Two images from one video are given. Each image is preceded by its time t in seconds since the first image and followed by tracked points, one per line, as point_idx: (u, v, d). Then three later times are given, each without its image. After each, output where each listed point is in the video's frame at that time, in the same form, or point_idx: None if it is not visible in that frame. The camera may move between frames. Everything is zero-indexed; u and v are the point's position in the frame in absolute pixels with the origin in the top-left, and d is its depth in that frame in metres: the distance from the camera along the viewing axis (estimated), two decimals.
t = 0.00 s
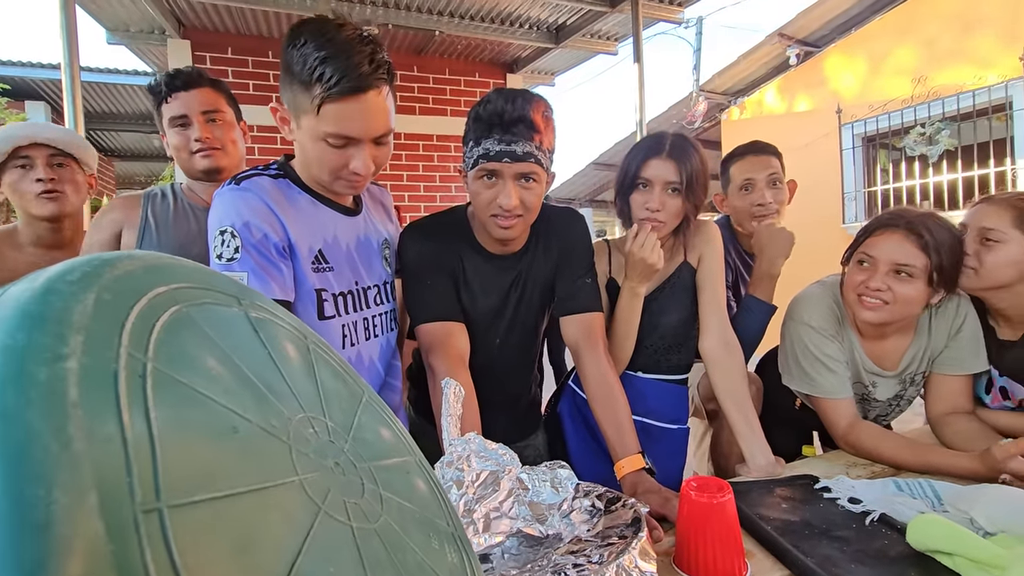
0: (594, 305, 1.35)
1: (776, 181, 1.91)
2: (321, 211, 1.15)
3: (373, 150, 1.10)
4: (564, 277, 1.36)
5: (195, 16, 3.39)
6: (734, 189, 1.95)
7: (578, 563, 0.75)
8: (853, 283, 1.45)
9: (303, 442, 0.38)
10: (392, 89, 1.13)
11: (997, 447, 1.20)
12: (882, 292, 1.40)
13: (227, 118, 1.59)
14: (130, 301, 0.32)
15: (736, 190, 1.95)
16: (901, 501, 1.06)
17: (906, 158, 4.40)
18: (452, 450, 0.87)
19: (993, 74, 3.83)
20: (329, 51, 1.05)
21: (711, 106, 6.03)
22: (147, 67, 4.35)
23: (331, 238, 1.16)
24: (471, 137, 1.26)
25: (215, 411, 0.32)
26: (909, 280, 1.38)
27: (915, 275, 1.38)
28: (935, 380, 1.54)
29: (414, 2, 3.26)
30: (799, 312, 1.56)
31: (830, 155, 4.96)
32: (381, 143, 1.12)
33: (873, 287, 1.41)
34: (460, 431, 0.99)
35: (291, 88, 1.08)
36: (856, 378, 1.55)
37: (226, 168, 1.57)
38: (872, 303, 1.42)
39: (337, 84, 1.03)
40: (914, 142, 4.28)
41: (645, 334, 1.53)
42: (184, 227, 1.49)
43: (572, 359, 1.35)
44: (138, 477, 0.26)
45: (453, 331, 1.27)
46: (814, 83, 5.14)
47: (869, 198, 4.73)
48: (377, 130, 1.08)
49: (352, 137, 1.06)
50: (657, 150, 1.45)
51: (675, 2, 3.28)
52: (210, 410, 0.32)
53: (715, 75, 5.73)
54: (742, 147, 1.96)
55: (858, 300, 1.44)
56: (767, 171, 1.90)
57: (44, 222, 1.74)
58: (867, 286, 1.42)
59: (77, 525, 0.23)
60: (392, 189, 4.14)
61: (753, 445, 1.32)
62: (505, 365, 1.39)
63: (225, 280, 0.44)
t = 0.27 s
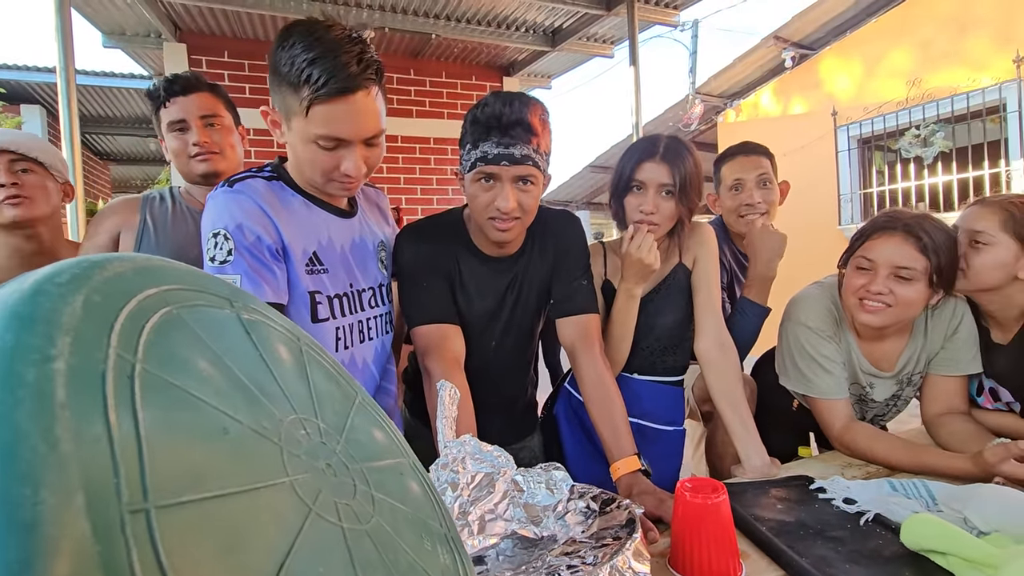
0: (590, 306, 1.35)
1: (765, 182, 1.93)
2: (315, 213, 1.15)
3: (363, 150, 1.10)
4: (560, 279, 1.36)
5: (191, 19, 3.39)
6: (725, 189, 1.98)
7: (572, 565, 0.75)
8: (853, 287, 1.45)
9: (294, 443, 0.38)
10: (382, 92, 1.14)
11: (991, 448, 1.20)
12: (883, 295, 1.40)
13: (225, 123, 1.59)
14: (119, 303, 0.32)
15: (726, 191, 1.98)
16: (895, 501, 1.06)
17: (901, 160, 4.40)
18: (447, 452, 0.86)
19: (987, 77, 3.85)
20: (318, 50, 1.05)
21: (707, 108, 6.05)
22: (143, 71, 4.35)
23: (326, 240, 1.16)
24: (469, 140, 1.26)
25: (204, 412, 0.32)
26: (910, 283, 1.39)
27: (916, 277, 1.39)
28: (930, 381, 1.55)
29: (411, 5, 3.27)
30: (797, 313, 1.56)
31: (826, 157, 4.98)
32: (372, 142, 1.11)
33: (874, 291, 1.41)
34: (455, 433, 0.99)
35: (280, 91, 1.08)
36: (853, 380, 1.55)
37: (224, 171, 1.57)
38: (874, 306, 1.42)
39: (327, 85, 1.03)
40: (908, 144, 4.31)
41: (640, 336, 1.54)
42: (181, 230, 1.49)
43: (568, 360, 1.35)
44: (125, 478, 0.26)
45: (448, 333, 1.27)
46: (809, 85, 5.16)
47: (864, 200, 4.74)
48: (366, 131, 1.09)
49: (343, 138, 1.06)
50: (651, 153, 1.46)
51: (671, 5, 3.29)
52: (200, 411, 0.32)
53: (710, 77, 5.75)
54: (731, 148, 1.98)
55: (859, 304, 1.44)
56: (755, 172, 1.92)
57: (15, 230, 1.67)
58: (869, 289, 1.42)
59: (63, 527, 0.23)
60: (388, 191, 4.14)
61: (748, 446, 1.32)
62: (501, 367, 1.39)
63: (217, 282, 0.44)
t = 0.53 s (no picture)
0: (589, 309, 1.35)
1: (760, 186, 1.93)
2: (316, 216, 1.16)
3: (352, 135, 1.10)
4: (559, 282, 1.37)
5: (190, 23, 3.40)
6: (719, 193, 1.99)
7: (569, 567, 0.75)
8: (857, 294, 1.44)
9: (290, 447, 0.38)
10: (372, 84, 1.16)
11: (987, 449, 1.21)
12: (892, 299, 1.41)
13: (227, 128, 1.60)
14: (118, 309, 0.33)
15: (720, 194, 1.99)
16: (892, 503, 1.06)
17: (898, 161, 4.42)
18: (445, 455, 0.87)
19: (983, 79, 3.86)
20: (304, 40, 1.10)
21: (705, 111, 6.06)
22: (143, 75, 4.36)
23: (326, 243, 1.16)
24: (473, 145, 1.26)
25: (202, 416, 0.32)
26: (915, 284, 1.40)
27: (919, 277, 1.40)
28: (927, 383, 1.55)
29: (409, 9, 3.28)
30: (792, 315, 1.56)
31: (824, 159, 4.99)
32: (362, 130, 1.12)
33: (880, 296, 1.41)
34: (453, 436, 1.00)
35: (272, 88, 1.12)
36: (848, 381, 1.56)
37: (226, 175, 1.58)
38: (883, 311, 1.42)
39: (309, 68, 1.07)
40: (906, 146, 4.32)
41: (638, 339, 1.54)
42: (183, 234, 1.49)
43: (566, 363, 1.35)
44: (123, 482, 0.27)
45: (448, 336, 1.28)
46: (807, 87, 5.18)
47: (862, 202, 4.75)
48: (354, 114, 1.10)
49: (329, 120, 1.08)
50: (646, 158, 1.46)
51: (669, 8, 3.30)
52: (197, 415, 0.32)
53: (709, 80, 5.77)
54: (727, 151, 1.98)
55: (870, 313, 1.43)
56: (749, 175, 1.93)
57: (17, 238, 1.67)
58: (877, 295, 1.41)
59: (62, 529, 0.24)
60: (387, 194, 4.15)
61: (746, 448, 1.32)
62: (501, 369, 1.39)
63: (214, 287, 0.45)
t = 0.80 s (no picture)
0: (590, 311, 1.35)
1: (757, 188, 1.93)
2: (319, 218, 1.16)
3: (350, 123, 1.12)
4: (561, 284, 1.37)
5: (190, 27, 3.40)
6: (716, 194, 1.99)
7: (569, 570, 0.75)
8: (884, 301, 1.40)
9: (288, 451, 0.38)
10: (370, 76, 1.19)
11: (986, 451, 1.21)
12: (916, 301, 1.40)
13: (229, 131, 1.60)
14: (116, 314, 0.33)
15: (718, 196, 2.00)
16: (892, 504, 1.06)
17: (897, 162, 4.42)
18: (444, 457, 0.86)
19: (982, 79, 3.87)
20: (302, 34, 1.13)
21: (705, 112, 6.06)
22: (142, 78, 4.37)
23: (329, 244, 1.17)
24: (486, 155, 1.25)
25: (200, 420, 0.32)
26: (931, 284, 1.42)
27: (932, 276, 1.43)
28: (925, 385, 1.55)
29: (408, 11, 3.28)
30: (786, 318, 1.57)
31: (823, 160, 4.99)
32: (361, 120, 1.14)
33: (910, 299, 1.39)
34: (452, 439, 0.99)
35: (273, 83, 1.15)
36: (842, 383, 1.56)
37: (227, 179, 1.58)
38: (909, 314, 1.40)
39: (307, 58, 1.09)
40: (905, 147, 4.32)
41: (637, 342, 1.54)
42: (185, 237, 1.49)
43: (566, 364, 1.35)
44: (121, 485, 0.27)
45: (448, 338, 1.28)
46: (806, 89, 5.18)
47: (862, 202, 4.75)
48: (353, 102, 1.12)
49: (327, 108, 1.10)
50: (644, 162, 1.46)
51: (668, 10, 3.30)
52: (195, 418, 0.32)
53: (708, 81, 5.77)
54: (725, 153, 1.98)
55: (893, 316, 1.41)
56: (747, 176, 1.93)
57: (19, 239, 1.69)
58: (906, 299, 1.39)
59: (62, 534, 0.24)
60: (387, 197, 4.15)
61: (747, 451, 1.31)
62: (502, 371, 1.39)
63: (213, 292, 0.45)
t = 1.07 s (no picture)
0: (590, 312, 1.35)
1: (756, 188, 1.93)
2: (321, 220, 1.16)
3: (346, 114, 1.12)
4: (562, 285, 1.37)
5: (190, 29, 3.40)
6: (716, 194, 1.99)
7: (570, 570, 0.75)
8: (905, 301, 1.39)
9: (289, 453, 0.38)
10: (368, 69, 1.20)
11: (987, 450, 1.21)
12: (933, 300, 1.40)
13: (230, 133, 1.60)
14: (117, 316, 0.33)
15: (717, 195, 2.00)
16: (892, 504, 1.06)
17: (897, 162, 4.41)
18: (445, 458, 0.86)
19: (982, 79, 3.86)
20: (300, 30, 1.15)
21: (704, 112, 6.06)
22: (143, 80, 4.37)
23: (331, 246, 1.17)
24: (488, 156, 1.25)
25: (201, 422, 0.33)
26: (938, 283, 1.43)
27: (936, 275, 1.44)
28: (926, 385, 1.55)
29: (407, 12, 3.28)
30: (785, 318, 1.58)
31: (823, 160, 4.99)
32: (358, 112, 1.14)
33: (929, 298, 1.39)
34: (453, 440, 1.00)
35: (274, 79, 1.17)
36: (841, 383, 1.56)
37: (228, 181, 1.58)
38: (927, 313, 1.40)
39: (303, 51, 1.12)
40: (905, 146, 4.31)
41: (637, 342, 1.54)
42: (186, 239, 1.49)
43: (566, 365, 1.35)
44: (123, 487, 0.27)
45: (449, 339, 1.28)
46: (806, 88, 5.18)
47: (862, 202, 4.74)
48: (349, 94, 1.13)
49: (323, 99, 1.11)
50: (644, 163, 1.46)
51: (667, 10, 3.30)
52: (195, 420, 0.32)
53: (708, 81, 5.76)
54: (725, 153, 1.98)
55: (914, 315, 1.40)
56: (746, 176, 1.93)
57: (34, 240, 1.75)
58: (925, 297, 1.39)
59: (64, 536, 0.24)
60: (387, 198, 4.15)
61: (747, 450, 1.31)
62: (503, 372, 1.39)
63: (212, 293, 0.45)
